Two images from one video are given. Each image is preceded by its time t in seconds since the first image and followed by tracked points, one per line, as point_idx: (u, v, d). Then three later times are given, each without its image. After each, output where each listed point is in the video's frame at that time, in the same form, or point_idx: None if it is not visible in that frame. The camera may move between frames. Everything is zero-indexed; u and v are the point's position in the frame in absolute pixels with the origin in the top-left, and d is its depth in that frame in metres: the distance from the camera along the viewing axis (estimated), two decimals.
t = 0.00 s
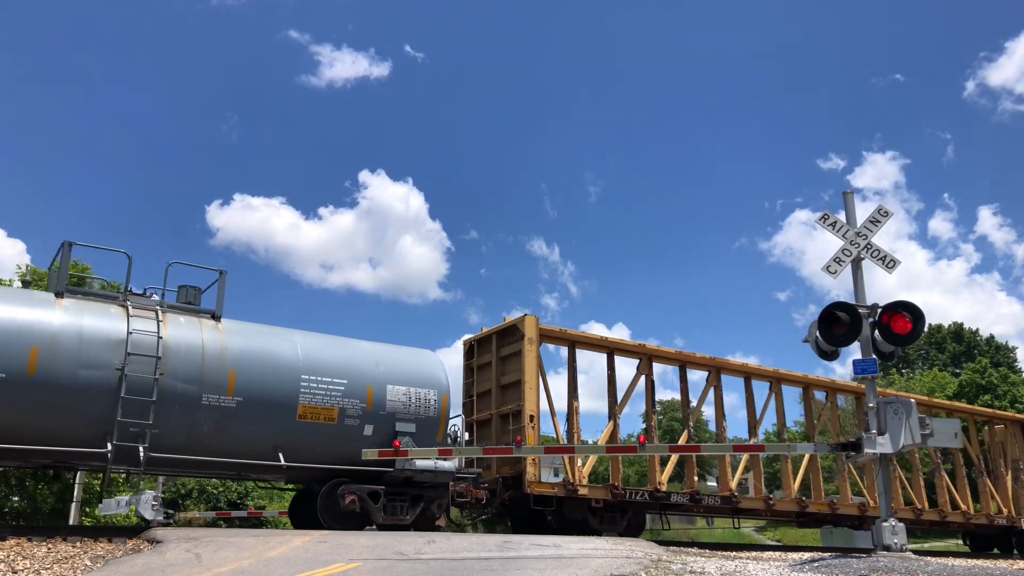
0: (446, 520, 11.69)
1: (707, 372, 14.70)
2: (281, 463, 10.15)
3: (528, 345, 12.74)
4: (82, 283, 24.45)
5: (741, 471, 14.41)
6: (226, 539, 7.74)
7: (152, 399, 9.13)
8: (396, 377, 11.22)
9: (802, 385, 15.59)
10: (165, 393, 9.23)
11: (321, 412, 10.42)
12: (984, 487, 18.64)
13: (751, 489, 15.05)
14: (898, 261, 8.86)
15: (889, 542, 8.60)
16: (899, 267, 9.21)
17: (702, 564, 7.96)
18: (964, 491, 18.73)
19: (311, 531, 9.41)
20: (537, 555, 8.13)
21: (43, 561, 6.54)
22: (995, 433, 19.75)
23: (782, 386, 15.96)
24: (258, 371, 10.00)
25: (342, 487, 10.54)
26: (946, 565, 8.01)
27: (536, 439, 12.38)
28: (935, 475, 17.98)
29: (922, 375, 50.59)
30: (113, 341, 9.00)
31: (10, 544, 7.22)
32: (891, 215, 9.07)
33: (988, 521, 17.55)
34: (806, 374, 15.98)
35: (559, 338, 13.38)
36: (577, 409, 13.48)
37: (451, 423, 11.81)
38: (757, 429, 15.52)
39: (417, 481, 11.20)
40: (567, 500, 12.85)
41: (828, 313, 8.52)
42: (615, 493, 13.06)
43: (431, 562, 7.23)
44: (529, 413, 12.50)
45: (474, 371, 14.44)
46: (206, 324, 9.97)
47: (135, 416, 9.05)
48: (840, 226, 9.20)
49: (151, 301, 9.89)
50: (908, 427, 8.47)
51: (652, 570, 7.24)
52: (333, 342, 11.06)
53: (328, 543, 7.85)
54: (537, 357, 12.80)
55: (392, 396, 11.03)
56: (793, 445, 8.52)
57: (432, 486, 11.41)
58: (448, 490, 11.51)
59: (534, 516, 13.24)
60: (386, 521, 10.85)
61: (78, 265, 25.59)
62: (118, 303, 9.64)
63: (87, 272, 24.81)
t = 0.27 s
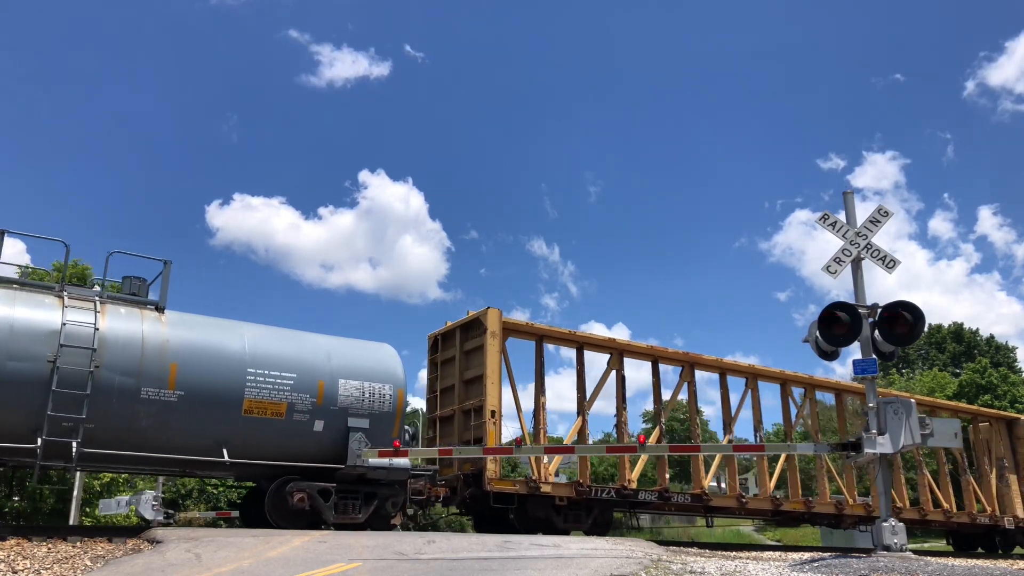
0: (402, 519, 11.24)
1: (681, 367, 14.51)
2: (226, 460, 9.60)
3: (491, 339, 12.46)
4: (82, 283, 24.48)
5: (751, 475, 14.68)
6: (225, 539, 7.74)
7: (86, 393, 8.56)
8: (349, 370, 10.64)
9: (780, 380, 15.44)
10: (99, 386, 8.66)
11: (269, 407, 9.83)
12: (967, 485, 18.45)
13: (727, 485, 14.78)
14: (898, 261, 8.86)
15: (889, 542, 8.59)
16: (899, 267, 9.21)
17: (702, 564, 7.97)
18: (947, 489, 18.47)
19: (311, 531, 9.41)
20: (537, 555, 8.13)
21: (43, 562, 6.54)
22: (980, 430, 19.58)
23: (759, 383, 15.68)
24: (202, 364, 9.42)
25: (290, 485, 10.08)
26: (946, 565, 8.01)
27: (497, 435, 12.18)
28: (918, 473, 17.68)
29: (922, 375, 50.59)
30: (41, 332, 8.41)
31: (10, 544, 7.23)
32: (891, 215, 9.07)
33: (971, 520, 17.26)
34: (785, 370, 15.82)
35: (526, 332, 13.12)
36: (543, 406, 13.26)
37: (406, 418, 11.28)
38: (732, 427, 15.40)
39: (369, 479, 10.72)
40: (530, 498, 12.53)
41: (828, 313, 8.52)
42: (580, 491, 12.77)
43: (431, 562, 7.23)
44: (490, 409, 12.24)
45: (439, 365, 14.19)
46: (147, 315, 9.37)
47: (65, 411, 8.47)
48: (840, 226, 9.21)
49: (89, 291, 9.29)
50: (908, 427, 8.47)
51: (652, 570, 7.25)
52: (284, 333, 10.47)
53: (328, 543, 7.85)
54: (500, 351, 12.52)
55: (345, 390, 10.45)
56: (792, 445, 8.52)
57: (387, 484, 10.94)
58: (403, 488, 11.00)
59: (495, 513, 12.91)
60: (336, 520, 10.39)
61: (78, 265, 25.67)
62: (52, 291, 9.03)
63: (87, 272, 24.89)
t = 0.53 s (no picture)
0: (355, 517, 10.83)
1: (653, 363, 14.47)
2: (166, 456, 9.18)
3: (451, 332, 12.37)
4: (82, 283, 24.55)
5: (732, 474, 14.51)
6: (226, 539, 7.74)
7: (15, 386, 8.14)
8: (300, 363, 10.24)
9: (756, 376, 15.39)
10: (29, 379, 8.25)
11: (212, 401, 9.42)
12: (950, 484, 18.27)
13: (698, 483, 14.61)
14: (898, 261, 8.86)
15: (890, 542, 8.59)
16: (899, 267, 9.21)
17: (702, 564, 7.97)
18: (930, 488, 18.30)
19: (312, 531, 9.43)
20: (537, 555, 8.13)
21: (43, 561, 6.54)
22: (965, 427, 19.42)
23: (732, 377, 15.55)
24: (142, 357, 9.03)
25: (236, 483, 9.58)
26: (946, 565, 8.02)
27: (456, 430, 12.06)
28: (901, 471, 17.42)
29: (923, 375, 50.59)
30: None
31: (10, 544, 7.23)
32: (891, 215, 9.07)
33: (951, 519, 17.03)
34: (761, 366, 15.74)
35: (491, 327, 13.01)
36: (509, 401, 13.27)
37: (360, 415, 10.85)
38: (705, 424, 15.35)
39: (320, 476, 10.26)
40: (490, 496, 12.39)
41: (828, 313, 8.52)
42: (541, 489, 12.62)
43: (430, 562, 7.23)
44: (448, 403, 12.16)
45: (400, 360, 14.08)
46: (84, 307, 8.94)
47: None
48: (839, 226, 9.20)
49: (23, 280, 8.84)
50: (908, 427, 8.47)
51: (652, 570, 7.26)
52: (231, 327, 10.08)
53: (328, 543, 7.85)
54: (460, 345, 12.44)
55: (292, 385, 10.03)
56: (792, 445, 8.52)
57: (339, 481, 10.52)
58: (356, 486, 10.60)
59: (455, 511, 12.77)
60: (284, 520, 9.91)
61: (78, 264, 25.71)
62: None
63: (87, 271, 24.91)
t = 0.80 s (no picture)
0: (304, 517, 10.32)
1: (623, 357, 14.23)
2: (100, 453, 8.63)
3: (410, 324, 12.07)
4: (81, 283, 24.63)
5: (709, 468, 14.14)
6: (225, 539, 7.73)
7: None
8: (246, 356, 9.72)
9: (732, 373, 15.20)
10: None
11: (151, 395, 8.91)
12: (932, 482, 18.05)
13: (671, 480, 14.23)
14: (898, 261, 8.86)
15: (890, 542, 8.58)
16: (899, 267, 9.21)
17: (702, 564, 7.96)
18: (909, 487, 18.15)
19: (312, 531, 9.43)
20: (537, 555, 8.12)
21: (43, 561, 6.53)
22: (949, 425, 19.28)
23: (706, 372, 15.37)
24: (76, 348, 8.50)
25: (176, 479, 9.09)
26: (946, 565, 8.02)
27: (411, 427, 11.72)
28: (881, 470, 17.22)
29: (922, 375, 50.58)
30: None
31: (10, 544, 7.22)
32: (891, 215, 9.07)
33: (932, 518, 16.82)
34: (736, 361, 15.58)
35: (454, 320, 12.67)
36: (473, 396, 12.78)
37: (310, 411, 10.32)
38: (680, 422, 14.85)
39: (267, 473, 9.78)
40: (448, 493, 11.96)
41: (827, 313, 8.51)
42: (502, 486, 12.24)
43: (430, 562, 7.23)
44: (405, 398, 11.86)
45: (359, 355, 13.74)
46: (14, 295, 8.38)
47: None
48: (839, 226, 9.20)
49: None
50: (908, 427, 8.47)
51: (652, 570, 7.25)
52: (174, 320, 9.56)
53: (328, 543, 7.85)
54: (419, 339, 12.15)
55: (235, 379, 9.50)
56: (792, 445, 8.51)
57: (287, 478, 10.07)
58: (306, 486, 10.12)
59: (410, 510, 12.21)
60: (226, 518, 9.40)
61: (78, 265, 25.75)
62: None
63: (87, 271, 24.93)
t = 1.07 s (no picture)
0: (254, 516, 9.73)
1: (593, 353, 14.14)
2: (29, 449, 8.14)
3: (364, 316, 11.43)
4: (81, 283, 24.75)
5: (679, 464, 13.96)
6: (225, 539, 7.73)
7: None
8: (189, 348, 9.19)
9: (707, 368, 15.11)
10: None
11: (86, 388, 8.39)
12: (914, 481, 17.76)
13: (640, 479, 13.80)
14: (898, 261, 8.86)
15: (889, 542, 8.58)
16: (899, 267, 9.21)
17: (702, 564, 7.96)
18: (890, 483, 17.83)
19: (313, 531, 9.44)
20: (537, 555, 8.12)
21: (43, 562, 6.54)
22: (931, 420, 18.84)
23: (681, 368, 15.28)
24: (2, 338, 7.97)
25: (113, 475, 8.58)
26: (946, 565, 8.02)
27: (364, 424, 11.12)
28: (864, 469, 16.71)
29: (923, 375, 50.57)
30: None
31: (10, 544, 7.22)
32: (891, 215, 9.07)
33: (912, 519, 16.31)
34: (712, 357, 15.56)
35: (417, 314, 12.30)
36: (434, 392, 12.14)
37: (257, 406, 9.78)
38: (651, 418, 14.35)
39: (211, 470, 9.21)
40: (404, 491, 11.29)
41: (827, 313, 8.51)
42: (460, 484, 11.51)
43: (430, 562, 7.22)
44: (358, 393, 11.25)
45: (316, 350, 13.08)
46: None
47: None
48: (839, 226, 9.21)
49: None
50: (908, 427, 8.48)
51: (652, 570, 7.25)
52: (113, 309, 9.00)
53: (328, 543, 7.85)
54: (374, 332, 11.54)
55: (175, 373, 8.97)
56: (792, 445, 8.51)
57: (234, 474, 9.48)
58: (252, 483, 9.53)
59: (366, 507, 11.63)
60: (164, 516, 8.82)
61: (78, 265, 25.80)
62: None
63: (87, 271, 24.97)
